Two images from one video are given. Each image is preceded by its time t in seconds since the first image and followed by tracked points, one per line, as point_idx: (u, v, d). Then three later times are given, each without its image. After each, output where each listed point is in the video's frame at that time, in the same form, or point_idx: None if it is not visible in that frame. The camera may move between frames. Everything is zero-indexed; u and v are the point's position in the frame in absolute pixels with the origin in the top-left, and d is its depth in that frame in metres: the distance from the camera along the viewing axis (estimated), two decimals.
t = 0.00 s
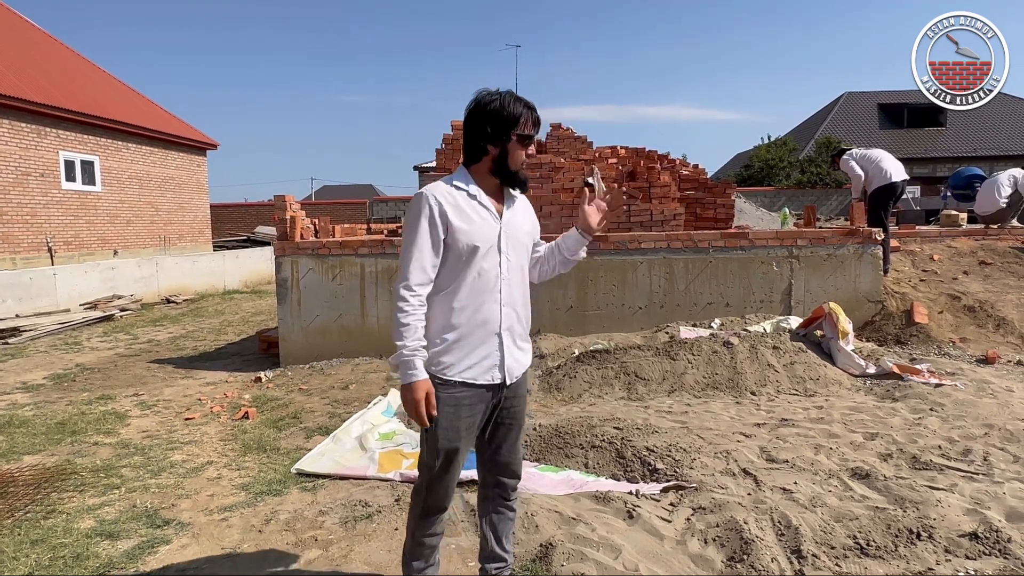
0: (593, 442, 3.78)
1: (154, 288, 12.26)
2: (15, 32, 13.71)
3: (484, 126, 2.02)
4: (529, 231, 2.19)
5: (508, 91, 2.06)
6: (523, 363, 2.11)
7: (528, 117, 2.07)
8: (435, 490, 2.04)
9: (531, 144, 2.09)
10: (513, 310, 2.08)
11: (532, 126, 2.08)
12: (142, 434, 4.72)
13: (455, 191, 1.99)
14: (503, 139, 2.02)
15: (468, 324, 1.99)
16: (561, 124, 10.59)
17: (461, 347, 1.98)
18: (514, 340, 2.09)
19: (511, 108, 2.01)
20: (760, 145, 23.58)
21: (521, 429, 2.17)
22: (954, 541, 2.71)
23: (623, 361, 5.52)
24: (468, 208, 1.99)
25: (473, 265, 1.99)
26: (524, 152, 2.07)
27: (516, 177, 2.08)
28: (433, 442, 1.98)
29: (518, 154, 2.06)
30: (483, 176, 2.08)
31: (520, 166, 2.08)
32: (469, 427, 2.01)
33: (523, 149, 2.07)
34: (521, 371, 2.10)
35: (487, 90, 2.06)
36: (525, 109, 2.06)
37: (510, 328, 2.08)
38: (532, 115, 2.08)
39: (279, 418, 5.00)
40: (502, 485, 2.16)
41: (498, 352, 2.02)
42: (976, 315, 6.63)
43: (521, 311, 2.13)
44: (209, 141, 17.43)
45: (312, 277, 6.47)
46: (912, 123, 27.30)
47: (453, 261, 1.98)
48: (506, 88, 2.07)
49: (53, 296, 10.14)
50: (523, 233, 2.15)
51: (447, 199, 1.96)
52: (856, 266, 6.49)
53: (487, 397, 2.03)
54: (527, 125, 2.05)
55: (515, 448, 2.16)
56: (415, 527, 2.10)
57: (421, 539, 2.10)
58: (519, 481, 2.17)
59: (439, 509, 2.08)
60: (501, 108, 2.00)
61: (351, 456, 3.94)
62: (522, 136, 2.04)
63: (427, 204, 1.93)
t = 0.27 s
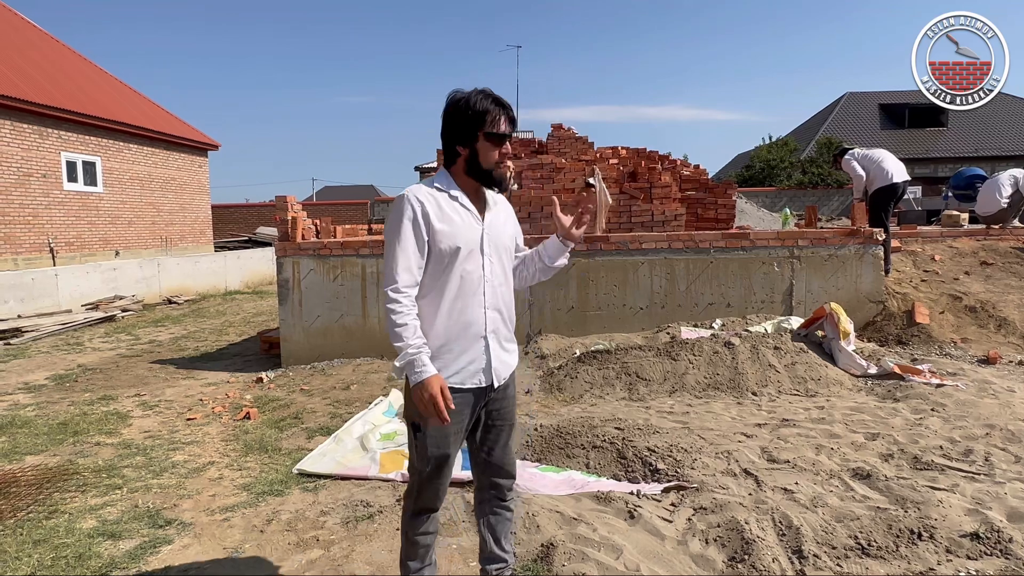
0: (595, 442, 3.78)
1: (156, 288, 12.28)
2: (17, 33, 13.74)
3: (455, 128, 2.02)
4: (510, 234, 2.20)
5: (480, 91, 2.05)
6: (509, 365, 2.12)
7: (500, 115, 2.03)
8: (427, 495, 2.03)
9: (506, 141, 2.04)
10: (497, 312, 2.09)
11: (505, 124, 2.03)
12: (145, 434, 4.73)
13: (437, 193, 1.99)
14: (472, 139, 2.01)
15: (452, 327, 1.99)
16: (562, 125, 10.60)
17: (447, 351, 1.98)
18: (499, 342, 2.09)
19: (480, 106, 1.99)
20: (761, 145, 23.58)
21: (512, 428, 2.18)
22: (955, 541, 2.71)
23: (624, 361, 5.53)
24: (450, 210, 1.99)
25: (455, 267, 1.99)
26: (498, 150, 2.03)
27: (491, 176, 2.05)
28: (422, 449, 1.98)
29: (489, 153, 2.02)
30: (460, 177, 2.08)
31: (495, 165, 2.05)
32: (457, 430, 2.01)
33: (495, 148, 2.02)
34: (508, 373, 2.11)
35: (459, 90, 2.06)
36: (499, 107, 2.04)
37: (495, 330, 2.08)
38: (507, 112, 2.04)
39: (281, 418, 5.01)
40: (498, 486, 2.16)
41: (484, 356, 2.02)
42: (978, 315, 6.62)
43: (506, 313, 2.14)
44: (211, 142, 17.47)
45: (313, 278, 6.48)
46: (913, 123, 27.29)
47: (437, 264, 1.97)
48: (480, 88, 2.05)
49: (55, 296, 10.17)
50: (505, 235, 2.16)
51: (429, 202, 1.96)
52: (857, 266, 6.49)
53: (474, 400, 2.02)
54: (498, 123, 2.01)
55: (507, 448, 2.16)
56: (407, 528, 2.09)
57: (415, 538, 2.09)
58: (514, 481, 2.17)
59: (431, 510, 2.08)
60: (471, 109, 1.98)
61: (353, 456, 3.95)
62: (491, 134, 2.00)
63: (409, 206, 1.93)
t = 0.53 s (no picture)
0: (595, 443, 3.78)
1: (158, 289, 12.29)
2: (19, 35, 13.77)
3: (428, 131, 2.02)
4: (491, 237, 2.19)
5: (451, 91, 2.04)
6: (491, 371, 2.12)
7: (471, 116, 2.02)
8: (416, 502, 2.03)
9: (479, 141, 2.02)
10: (477, 319, 2.09)
11: (476, 125, 2.03)
12: (146, 435, 4.74)
13: (413, 199, 1.99)
14: (444, 141, 2.00)
15: (429, 334, 2.00)
16: (563, 126, 10.61)
17: (424, 359, 1.98)
18: (479, 349, 2.09)
19: (451, 109, 1.99)
20: (762, 146, 23.57)
21: (501, 432, 2.18)
22: (957, 542, 2.71)
23: (625, 362, 5.53)
24: (426, 215, 1.99)
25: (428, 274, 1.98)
26: (471, 152, 2.01)
27: (466, 178, 2.03)
28: (404, 455, 1.99)
29: (461, 154, 2.01)
30: (436, 179, 2.06)
31: (469, 166, 2.03)
32: (439, 436, 2.02)
33: (467, 148, 2.00)
34: (490, 379, 2.11)
35: (431, 91, 2.07)
36: (469, 107, 2.03)
37: (475, 337, 2.08)
38: (477, 111, 2.04)
39: (282, 419, 5.01)
40: (491, 490, 2.16)
41: (463, 363, 2.03)
42: (979, 316, 6.62)
43: (487, 319, 2.14)
44: (212, 143, 17.50)
45: (314, 279, 6.49)
46: (913, 123, 27.29)
47: (413, 271, 1.98)
48: (452, 89, 2.05)
49: (57, 297, 10.18)
50: (486, 240, 2.15)
51: (405, 207, 1.96)
52: (859, 267, 6.48)
53: (455, 407, 2.03)
54: (469, 124, 2.01)
55: (498, 452, 2.16)
56: (401, 533, 2.09)
57: (410, 542, 2.08)
58: (508, 484, 2.18)
59: (422, 514, 2.08)
60: (443, 112, 1.98)
61: (354, 457, 3.95)
62: (462, 135, 1.99)
63: (384, 213, 1.93)
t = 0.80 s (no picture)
0: (596, 444, 3.78)
1: (158, 291, 12.30)
2: (20, 36, 13.79)
3: (406, 134, 2.02)
4: (478, 240, 2.16)
5: (428, 93, 2.02)
6: (478, 375, 2.09)
7: (448, 118, 1.99)
8: (408, 506, 2.03)
9: (456, 144, 1.99)
10: (462, 323, 2.06)
11: (453, 127, 2.00)
12: (147, 436, 4.74)
13: (394, 203, 1.98)
14: (421, 145, 1.98)
15: (412, 340, 1.98)
16: (563, 127, 10.61)
17: (407, 364, 1.97)
18: (466, 353, 2.06)
19: (427, 112, 1.97)
20: (762, 147, 23.57)
21: (495, 436, 2.16)
22: (958, 543, 2.71)
23: (626, 363, 5.53)
24: (407, 220, 1.98)
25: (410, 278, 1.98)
26: (448, 155, 1.99)
27: (446, 182, 2.01)
28: (392, 459, 2.00)
29: (439, 157, 1.99)
30: (418, 183, 2.05)
31: (449, 169, 2.01)
32: (426, 441, 2.02)
33: (445, 152, 1.98)
34: (477, 384, 2.08)
35: (411, 93, 2.05)
36: (445, 109, 2.00)
37: (461, 341, 2.05)
38: (454, 113, 2.01)
39: (283, 420, 5.01)
40: (487, 494, 2.15)
41: (448, 367, 2.00)
42: (981, 316, 6.61)
43: (473, 324, 2.11)
44: (213, 144, 17.52)
45: (315, 280, 6.49)
46: (914, 124, 27.28)
47: (394, 275, 1.98)
48: (429, 90, 2.03)
49: (58, 299, 10.19)
50: (472, 242, 2.12)
51: (385, 212, 1.95)
52: (860, 267, 6.47)
53: (440, 411, 2.01)
54: (446, 127, 1.98)
55: (493, 456, 2.14)
56: (396, 536, 2.09)
57: (406, 545, 2.08)
58: (503, 487, 2.15)
59: (416, 517, 2.07)
60: (419, 115, 1.97)
61: (355, 458, 3.96)
62: (438, 138, 1.97)
63: (364, 219, 1.94)
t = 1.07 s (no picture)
0: (597, 445, 3.77)
1: (159, 292, 12.30)
2: (21, 37, 13.80)
3: (384, 137, 2.01)
4: (469, 240, 2.12)
5: (404, 94, 1.99)
6: (474, 378, 2.08)
7: (420, 119, 1.96)
8: (406, 509, 2.04)
9: (430, 145, 1.96)
10: (456, 325, 2.05)
11: (427, 128, 1.96)
12: (148, 437, 4.74)
13: (382, 208, 1.99)
14: (397, 148, 1.98)
15: (405, 345, 1.98)
16: (564, 128, 10.61)
17: (401, 368, 1.97)
18: (460, 356, 2.05)
19: (400, 114, 1.94)
20: (762, 148, 23.58)
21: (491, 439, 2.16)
22: (959, 544, 2.71)
23: (626, 364, 5.53)
24: (394, 224, 1.97)
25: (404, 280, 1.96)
26: (424, 156, 1.96)
27: (425, 184, 2.00)
28: (388, 463, 2.00)
29: (416, 160, 1.98)
30: (403, 186, 2.05)
31: (425, 171, 1.99)
32: (422, 444, 2.02)
33: (420, 153, 1.96)
34: (472, 386, 2.07)
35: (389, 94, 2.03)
36: (417, 109, 1.96)
37: (455, 343, 2.05)
38: (427, 113, 1.96)
39: (283, 421, 5.01)
40: (484, 497, 2.15)
41: (442, 371, 2.00)
42: (981, 317, 6.61)
43: (468, 326, 2.09)
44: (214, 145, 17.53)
45: (316, 281, 6.49)
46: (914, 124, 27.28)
47: (386, 280, 1.98)
48: (405, 90, 2.00)
49: (58, 300, 10.19)
50: (464, 243, 2.09)
51: (373, 217, 1.96)
52: (860, 268, 6.47)
53: (435, 414, 2.01)
54: (418, 128, 1.95)
55: (489, 459, 2.14)
56: (395, 540, 2.09)
57: (405, 548, 2.08)
58: (501, 488, 2.16)
59: (415, 520, 2.08)
60: (392, 118, 1.95)
61: (355, 459, 3.96)
62: (411, 141, 1.95)
63: (353, 225, 1.95)
